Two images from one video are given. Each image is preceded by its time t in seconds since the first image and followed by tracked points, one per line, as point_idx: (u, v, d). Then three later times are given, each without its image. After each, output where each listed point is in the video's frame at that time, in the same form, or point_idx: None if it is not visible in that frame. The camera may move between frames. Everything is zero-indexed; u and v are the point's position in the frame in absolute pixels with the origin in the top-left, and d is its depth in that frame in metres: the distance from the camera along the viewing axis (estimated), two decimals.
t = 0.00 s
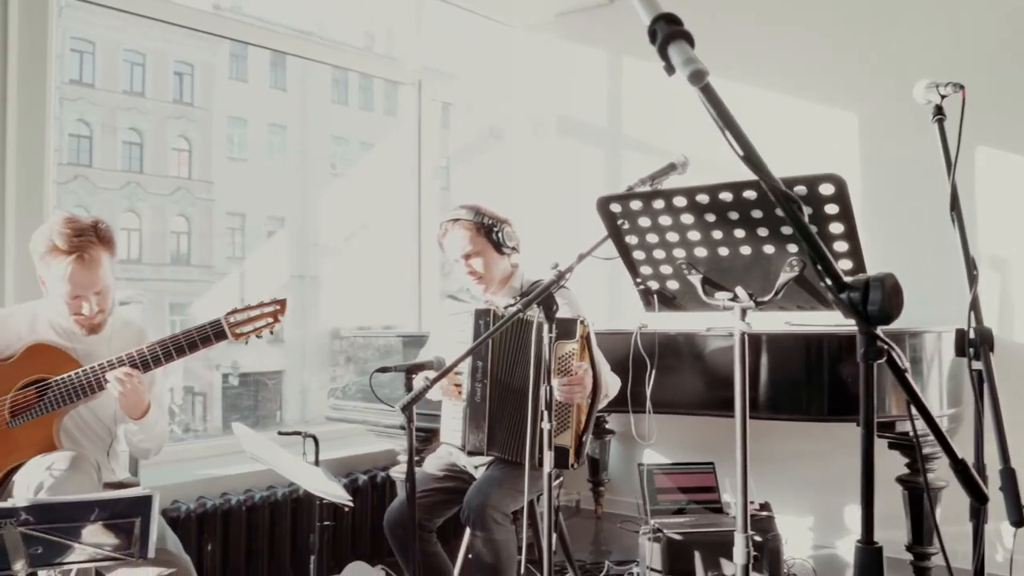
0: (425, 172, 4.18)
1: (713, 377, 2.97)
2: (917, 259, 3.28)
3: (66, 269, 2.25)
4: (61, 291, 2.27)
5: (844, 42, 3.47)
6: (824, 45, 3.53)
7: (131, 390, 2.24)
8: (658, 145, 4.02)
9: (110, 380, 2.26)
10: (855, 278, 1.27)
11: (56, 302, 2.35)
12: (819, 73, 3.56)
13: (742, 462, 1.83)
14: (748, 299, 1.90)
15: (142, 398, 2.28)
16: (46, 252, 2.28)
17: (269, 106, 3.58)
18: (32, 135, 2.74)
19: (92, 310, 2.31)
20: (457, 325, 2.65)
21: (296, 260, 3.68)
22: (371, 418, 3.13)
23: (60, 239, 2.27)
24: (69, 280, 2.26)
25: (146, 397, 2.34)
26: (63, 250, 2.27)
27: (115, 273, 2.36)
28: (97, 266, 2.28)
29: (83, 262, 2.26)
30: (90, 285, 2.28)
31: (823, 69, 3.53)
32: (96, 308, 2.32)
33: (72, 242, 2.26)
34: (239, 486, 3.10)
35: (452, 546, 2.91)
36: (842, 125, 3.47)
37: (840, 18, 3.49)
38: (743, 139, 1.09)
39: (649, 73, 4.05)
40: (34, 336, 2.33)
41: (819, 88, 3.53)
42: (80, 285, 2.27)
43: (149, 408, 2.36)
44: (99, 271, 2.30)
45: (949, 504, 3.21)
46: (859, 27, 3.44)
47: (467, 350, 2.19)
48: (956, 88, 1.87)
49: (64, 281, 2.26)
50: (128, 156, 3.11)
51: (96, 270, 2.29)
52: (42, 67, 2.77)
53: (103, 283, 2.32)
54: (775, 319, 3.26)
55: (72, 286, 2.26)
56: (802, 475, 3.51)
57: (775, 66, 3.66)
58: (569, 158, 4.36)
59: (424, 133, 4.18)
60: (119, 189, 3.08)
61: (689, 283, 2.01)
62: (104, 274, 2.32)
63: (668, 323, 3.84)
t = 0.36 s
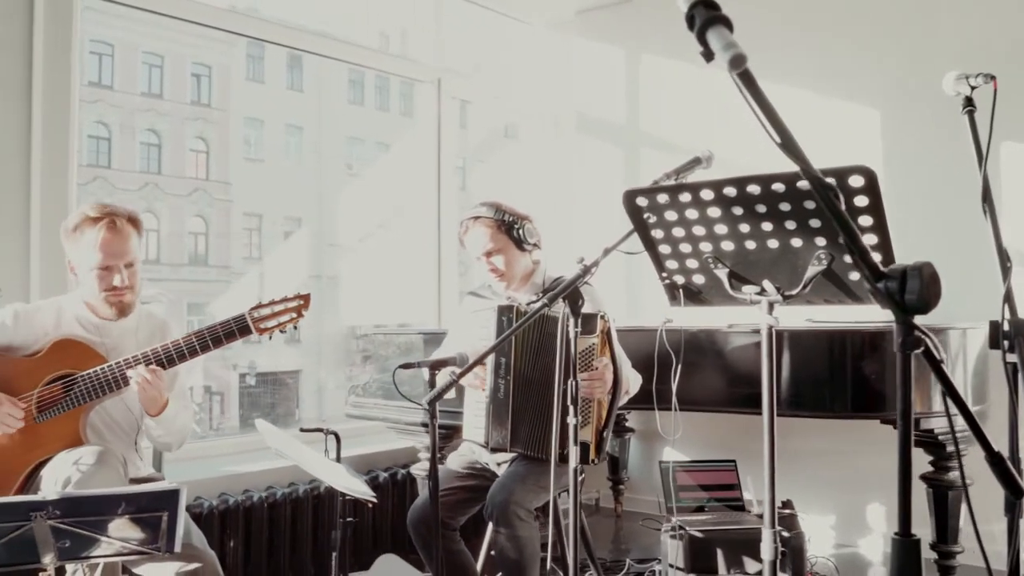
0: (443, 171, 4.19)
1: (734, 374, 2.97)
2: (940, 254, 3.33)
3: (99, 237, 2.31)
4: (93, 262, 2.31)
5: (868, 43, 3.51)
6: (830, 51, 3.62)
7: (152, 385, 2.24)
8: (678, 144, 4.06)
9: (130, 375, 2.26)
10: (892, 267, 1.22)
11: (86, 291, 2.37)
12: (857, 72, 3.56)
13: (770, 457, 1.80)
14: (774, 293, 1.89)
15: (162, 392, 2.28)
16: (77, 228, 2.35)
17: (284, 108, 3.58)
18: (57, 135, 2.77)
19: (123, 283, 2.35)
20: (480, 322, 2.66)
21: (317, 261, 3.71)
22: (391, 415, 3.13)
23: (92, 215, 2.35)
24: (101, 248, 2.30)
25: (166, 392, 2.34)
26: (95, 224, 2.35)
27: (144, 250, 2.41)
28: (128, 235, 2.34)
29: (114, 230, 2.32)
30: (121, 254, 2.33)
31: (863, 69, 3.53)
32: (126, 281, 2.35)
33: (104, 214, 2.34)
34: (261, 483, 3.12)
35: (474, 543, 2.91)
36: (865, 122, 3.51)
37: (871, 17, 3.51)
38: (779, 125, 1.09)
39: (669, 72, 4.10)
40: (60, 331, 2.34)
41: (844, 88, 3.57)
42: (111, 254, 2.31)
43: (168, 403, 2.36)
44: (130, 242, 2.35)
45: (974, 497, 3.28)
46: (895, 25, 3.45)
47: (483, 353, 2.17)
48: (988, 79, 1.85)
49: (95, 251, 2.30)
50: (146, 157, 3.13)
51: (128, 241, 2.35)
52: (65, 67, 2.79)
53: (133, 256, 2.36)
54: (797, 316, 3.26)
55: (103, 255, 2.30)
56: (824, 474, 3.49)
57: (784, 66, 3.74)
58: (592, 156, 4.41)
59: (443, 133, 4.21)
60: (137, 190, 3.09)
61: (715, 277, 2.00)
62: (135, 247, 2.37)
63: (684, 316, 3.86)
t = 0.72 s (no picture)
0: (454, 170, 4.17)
1: (749, 375, 2.95)
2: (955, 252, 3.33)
3: (117, 270, 2.23)
4: (110, 292, 2.26)
5: (868, 42, 3.57)
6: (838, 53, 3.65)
7: (167, 387, 2.20)
8: (691, 142, 4.07)
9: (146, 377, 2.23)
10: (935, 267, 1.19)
11: (97, 302, 2.33)
12: (858, 70, 3.62)
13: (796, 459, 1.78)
14: (801, 293, 1.87)
15: (175, 396, 2.24)
16: (94, 253, 2.27)
17: (293, 106, 3.56)
18: (69, 135, 2.75)
19: (140, 310, 2.31)
20: (496, 322, 2.65)
21: (328, 260, 3.70)
22: (403, 415, 3.11)
23: (110, 241, 2.26)
24: (119, 281, 2.24)
25: (178, 394, 2.30)
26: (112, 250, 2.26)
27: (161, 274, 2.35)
28: (147, 267, 2.27)
29: (133, 265, 2.25)
30: (139, 287, 2.27)
31: (863, 68, 3.59)
32: (142, 306, 2.31)
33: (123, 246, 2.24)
34: (272, 484, 3.10)
35: (488, 544, 2.89)
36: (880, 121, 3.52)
37: (873, 16, 3.56)
38: (823, 124, 1.05)
39: (681, 69, 4.12)
40: (72, 333, 2.31)
41: (858, 86, 3.59)
42: (130, 287, 2.26)
43: (181, 405, 2.32)
44: (149, 271, 2.29)
45: (992, 501, 3.22)
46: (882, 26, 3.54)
47: (502, 355, 2.16)
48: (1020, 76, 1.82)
49: (113, 283, 2.24)
50: (153, 157, 3.10)
51: (146, 271, 2.28)
52: (76, 68, 2.77)
53: (150, 284, 2.31)
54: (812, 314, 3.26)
55: (121, 288, 2.25)
56: (839, 475, 3.46)
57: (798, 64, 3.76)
58: (605, 154, 4.40)
59: (455, 131, 4.19)
60: (144, 189, 3.06)
61: (739, 277, 1.98)
62: (153, 274, 2.31)
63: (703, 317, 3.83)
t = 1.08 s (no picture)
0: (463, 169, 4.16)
1: (761, 373, 2.93)
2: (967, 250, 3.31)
3: (124, 249, 2.21)
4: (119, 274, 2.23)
5: (878, 40, 3.54)
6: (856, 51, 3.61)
7: (177, 386, 2.17)
8: (700, 139, 4.06)
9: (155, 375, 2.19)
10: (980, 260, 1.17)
11: (108, 292, 2.30)
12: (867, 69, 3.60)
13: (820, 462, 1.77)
14: (825, 290, 1.85)
15: (186, 394, 2.22)
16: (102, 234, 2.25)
17: (297, 104, 3.53)
18: (75, 132, 2.71)
19: (150, 295, 2.27)
20: (508, 319, 2.62)
21: (335, 257, 3.68)
22: (413, 414, 3.08)
23: (118, 221, 2.24)
24: (126, 262, 2.22)
25: (190, 392, 2.27)
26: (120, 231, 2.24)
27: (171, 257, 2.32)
28: (155, 248, 2.24)
29: (141, 244, 2.22)
30: (147, 268, 2.24)
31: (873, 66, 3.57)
32: (151, 292, 2.27)
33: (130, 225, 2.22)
34: (281, 483, 3.07)
35: (501, 544, 2.87)
36: (895, 116, 3.49)
37: (873, 15, 3.56)
38: (870, 112, 1.02)
39: (689, 67, 4.11)
40: (82, 330, 2.28)
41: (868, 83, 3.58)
42: (137, 267, 2.23)
43: (193, 404, 2.29)
44: (157, 254, 2.26)
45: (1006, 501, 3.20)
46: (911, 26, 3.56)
47: (520, 355, 2.14)
48: None
49: (122, 264, 2.22)
50: (155, 156, 3.06)
51: (153, 253, 2.25)
52: (83, 65, 2.72)
53: (159, 267, 2.28)
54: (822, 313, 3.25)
55: (130, 269, 2.22)
56: (851, 474, 3.43)
57: (807, 62, 3.75)
58: (611, 152, 4.39)
59: (463, 128, 4.17)
60: (146, 189, 3.03)
61: (761, 273, 1.95)
62: (161, 257, 2.28)
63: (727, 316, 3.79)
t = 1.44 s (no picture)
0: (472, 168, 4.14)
1: (774, 370, 2.92)
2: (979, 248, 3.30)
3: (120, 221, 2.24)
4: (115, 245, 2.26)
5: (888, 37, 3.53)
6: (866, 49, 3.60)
7: (192, 383, 2.15)
8: (709, 137, 4.06)
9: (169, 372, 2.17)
10: None
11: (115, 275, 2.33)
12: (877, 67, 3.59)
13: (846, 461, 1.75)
14: (848, 286, 1.82)
15: (200, 392, 2.20)
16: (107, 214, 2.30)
17: (296, 110, 3.48)
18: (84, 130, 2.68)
19: (133, 274, 2.26)
20: (522, 317, 2.60)
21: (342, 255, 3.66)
22: (423, 413, 3.06)
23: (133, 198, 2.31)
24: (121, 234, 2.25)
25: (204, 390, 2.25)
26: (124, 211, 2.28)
27: (174, 249, 2.30)
28: (149, 227, 2.25)
29: (138, 218, 2.25)
30: (141, 244, 2.24)
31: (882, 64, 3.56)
32: (134, 271, 2.26)
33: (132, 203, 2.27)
34: (290, 483, 3.04)
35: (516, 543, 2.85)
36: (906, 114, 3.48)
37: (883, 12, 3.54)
38: (920, 102, 1.00)
39: (698, 65, 4.10)
40: (94, 327, 2.25)
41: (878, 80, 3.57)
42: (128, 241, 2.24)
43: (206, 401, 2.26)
44: (152, 235, 2.26)
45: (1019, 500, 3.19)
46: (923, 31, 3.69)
47: (538, 356, 2.11)
48: None
49: (120, 239, 2.24)
50: (157, 155, 3.04)
51: (148, 233, 2.26)
52: (91, 63, 2.70)
53: (155, 249, 2.27)
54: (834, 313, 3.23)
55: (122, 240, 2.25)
56: (864, 473, 3.42)
57: (815, 59, 3.74)
58: (619, 149, 4.38)
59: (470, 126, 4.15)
60: (148, 188, 3.02)
61: (784, 270, 1.94)
62: (157, 242, 2.27)
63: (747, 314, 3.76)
